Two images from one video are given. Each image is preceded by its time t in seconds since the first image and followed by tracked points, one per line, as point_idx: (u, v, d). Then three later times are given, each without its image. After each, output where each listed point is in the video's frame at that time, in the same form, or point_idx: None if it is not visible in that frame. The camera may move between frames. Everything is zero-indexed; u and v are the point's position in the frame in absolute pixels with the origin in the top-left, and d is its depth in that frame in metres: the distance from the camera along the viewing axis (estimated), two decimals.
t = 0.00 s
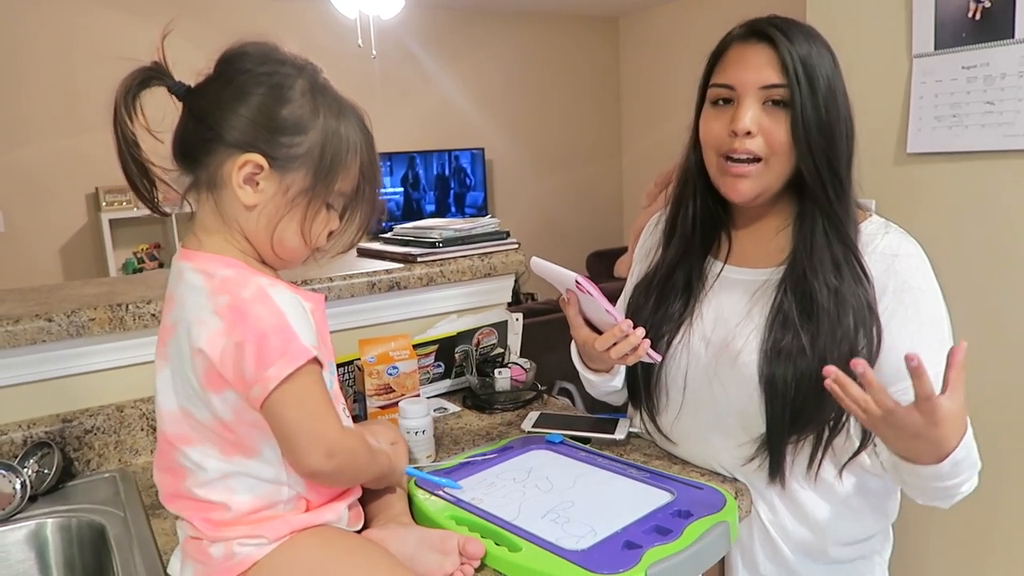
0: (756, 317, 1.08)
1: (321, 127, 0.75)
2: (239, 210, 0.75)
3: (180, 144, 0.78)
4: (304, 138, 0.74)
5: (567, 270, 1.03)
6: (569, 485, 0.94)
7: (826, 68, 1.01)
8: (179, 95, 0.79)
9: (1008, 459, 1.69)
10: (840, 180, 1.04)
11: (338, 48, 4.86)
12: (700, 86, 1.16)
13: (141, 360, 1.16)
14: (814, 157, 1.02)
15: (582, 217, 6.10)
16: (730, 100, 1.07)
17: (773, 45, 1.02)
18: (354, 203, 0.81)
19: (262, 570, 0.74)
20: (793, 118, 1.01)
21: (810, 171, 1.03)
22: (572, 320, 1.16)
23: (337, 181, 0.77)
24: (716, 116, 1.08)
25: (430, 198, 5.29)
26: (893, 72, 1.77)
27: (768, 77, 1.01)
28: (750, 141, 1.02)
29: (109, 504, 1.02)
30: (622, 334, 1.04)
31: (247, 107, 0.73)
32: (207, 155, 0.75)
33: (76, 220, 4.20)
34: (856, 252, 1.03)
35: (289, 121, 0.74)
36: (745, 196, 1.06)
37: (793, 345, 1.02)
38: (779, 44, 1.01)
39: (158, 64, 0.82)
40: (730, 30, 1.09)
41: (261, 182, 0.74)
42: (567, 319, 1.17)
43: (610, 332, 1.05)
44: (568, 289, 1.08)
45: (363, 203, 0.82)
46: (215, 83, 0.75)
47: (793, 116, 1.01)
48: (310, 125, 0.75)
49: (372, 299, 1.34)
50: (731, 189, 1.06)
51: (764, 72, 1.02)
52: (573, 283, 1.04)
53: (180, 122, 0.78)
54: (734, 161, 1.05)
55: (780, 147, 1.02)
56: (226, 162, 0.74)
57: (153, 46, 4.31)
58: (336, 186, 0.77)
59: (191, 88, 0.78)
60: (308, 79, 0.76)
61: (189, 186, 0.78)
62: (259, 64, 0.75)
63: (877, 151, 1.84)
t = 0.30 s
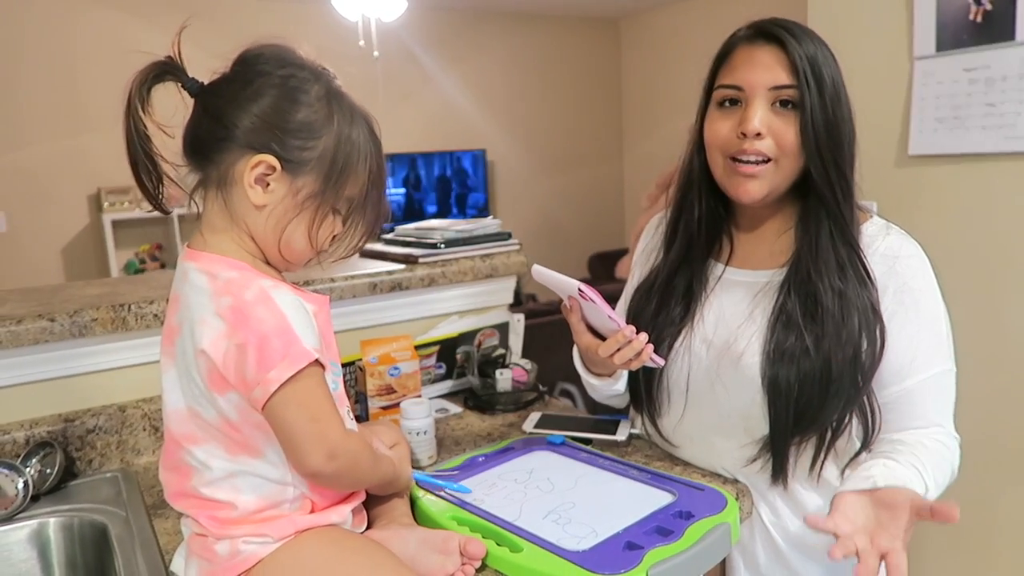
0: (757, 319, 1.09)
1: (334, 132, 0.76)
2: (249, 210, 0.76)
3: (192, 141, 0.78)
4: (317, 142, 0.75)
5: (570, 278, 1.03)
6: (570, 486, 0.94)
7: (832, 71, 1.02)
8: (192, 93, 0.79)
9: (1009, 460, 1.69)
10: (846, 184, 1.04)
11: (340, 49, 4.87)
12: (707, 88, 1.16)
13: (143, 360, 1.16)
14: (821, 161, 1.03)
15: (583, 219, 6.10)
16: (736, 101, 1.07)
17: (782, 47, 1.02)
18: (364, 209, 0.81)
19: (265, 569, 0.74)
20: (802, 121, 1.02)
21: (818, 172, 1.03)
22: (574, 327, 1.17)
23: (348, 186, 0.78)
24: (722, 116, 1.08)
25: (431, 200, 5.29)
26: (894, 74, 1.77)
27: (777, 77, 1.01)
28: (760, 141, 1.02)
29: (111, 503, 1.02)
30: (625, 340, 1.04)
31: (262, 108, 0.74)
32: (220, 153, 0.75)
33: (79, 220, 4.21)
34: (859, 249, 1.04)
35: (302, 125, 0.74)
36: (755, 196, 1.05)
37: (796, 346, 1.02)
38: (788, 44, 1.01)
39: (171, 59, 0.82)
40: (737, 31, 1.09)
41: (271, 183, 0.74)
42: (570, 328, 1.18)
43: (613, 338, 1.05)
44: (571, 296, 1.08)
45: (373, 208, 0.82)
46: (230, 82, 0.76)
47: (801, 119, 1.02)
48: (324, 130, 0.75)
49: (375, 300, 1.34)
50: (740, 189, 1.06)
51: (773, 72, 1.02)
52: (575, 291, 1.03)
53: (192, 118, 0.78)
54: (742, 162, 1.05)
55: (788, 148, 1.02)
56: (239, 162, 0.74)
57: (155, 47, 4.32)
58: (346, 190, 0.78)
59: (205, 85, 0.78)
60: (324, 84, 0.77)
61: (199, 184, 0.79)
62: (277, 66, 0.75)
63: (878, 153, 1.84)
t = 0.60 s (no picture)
0: (756, 323, 1.08)
1: (337, 132, 0.77)
2: (253, 209, 0.76)
3: (194, 140, 0.78)
4: (321, 142, 0.76)
5: (562, 284, 1.03)
6: (569, 488, 0.94)
7: (831, 74, 1.02)
8: (192, 92, 0.79)
9: (1011, 464, 1.68)
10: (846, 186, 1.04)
11: (344, 51, 4.88)
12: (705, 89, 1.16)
13: (142, 361, 1.16)
14: (821, 166, 1.03)
15: (586, 221, 6.10)
16: (733, 104, 1.07)
17: (779, 51, 1.02)
18: (367, 207, 0.82)
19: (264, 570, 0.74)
20: (798, 126, 1.01)
21: (816, 175, 1.03)
22: (568, 331, 1.17)
23: (351, 185, 0.79)
24: (719, 119, 1.08)
25: (434, 201, 5.29)
26: (896, 76, 1.77)
27: (774, 80, 1.01)
28: (754, 144, 1.02)
29: (110, 504, 1.03)
30: (619, 346, 1.05)
31: (266, 107, 0.74)
32: (223, 153, 0.75)
33: (82, 221, 4.22)
34: (859, 254, 1.04)
35: (306, 125, 0.75)
36: (750, 198, 1.05)
37: (794, 353, 1.02)
38: (786, 48, 1.01)
39: (173, 56, 0.82)
40: (734, 33, 1.09)
41: (276, 183, 0.75)
42: (564, 330, 1.17)
43: (607, 343, 1.06)
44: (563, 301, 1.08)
45: (375, 207, 0.83)
46: (233, 82, 0.76)
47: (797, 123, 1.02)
48: (327, 130, 0.76)
49: (374, 301, 1.34)
50: (734, 191, 1.06)
51: (770, 76, 1.01)
52: (568, 297, 1.04)
53: (195, 117, 0.78)
54: (735, 164, 1.05)
55: (785, 151, 1.02)
56: (244, 162, 0.74)
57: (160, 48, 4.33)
58: (350, 189, 0.79)
59: (206, 84, 0.78)
60: (327, 84, 0.77)
61: (202, 183, 0.78)
62: (279, 66, 0.75)
63: (880, 156, 1.84)
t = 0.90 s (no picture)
0: (755, 325, 1.08)
1: (336, 134, 0.77)
2: (251, 210, 0.76)
3: (194, 142, 0.78)
4: (319, 144, 0.75)
5: (561, 288, 1.04)
6: (568, 491, 0.94)
7: (828, 74, 1.01)
8: (193, 92, 0.79)
9: (1014, 466, 1.68)
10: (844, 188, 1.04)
11: (345, 53, 4.89)
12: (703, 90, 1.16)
13: (142, 363, 1.16)
14: (815, 167, 1.02)
15: (588, 222, 6.10)
16: (728, 104, 1.06)
17: (773, 52, 1.01)
18: (366, 209, 0.81)
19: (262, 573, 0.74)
20: (793, 126, 1.01)
21: (812, 176, 1.03)
22: (568, 335, 1.17)
23: (349, 187, 0.79)
24: (715, 120, 1.08)
25: (436, 203, 5.29)
26: (898, 76, 1.76)
27: (767, 81, 1.01)
28: (749, 145, 1.02)
29: (109, 506, 1.02)
30: (617, 348, 1.04)
31: (264, 109, 0.74)
32: (222, 154, 0.75)
33: (85, 223, 4.23)
34: (857, 255, 1.04)
35: (305, 127, 0.75)
36: (747, 200, 1.05)
37: (793, 354, 1.02)
38: (779, 49, 1.00)
39: (173, 57, 0.82)
40: (729, 34, 1.08)
41: (275, 185, 0.75)
42: (562, 334, 1.17)
43: (605, 347, 1.06)
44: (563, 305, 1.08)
45: (374, 209, 0.83)
46: (232, 84, 0.75)
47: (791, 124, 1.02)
48: (326, 131, 0.76)
49: (374, 303, 1.34)
50: (730, 193, 1.06)
51: (763, 78, 1.01)
52: (566, 301, 1.04)
53: (195, 118, 0.78)
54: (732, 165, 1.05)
55: (781, 150, 1.02)
56: (242, 163, 0.74)
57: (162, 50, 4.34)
58: (348, 191, 0.78)
59: (206, 85, 0.78)
60: (326, 86, 0.77)
61: (201, 184, 0.78)
62: (278, 68, 0.75)
63: (882, 156, 1.83)
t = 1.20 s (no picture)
0: (757, 325, 1.07)
1: (340, 135, 0.76)
2: (254, 209, 0.75)
3: (198, 140, 0.77)
4: (323, 145, 0.75)
5: (560, 286, 1.03)
6: (570, 492, 0.94)
7: (830, 74, 1.01)
8: (199, 90, 0.79)
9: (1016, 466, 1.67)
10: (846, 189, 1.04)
11: (346, 54, 4.89)
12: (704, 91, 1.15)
13: (142, 363, 1.16)
14: (817, 166, 1.02)
15: (589, 222, 6.09)
16: (729, 104, 1.06)
17: (773, 51, 1.01)
18: (369, 210, 0.81)
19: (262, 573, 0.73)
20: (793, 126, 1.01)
21: (811, 177, 1.02)
22: (567, 334, 1.16)
23: (353, 188, 0.78)
24: (716, 119, 1.07)
25: (437, 204, 5.28)
26: (900, 76, 1.76)
27: (767, 80, 1.01)
28: (748, 144, 1.02)
29: (108, 507, 1.02)
30: (618, 347, 1.04)
31: (269, 108, 0.74)
32: (225, 153, 0.75)
33: (86, 224, 4.23)
34: (858, 255, 1.03)
35: (310, 127, 0.74)
36: (745, 198, 1.04)
37: (796, 354, 1.01)
38: (780, 49, 1.00)
39: (179, 55, 0.82)
40: (730, 34, 1.08)
41: (278, 184, 0.74)
42: (563, 333, 1.17)
43: (605, 346, 1.05)
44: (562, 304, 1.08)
45: (377, 210, 0.82)
46: (237, 83, 0.75)
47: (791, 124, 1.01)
48: (330, 132, 0.76)
49: (375, 303, 1.33)
50: (729, 190, 1.05)
51: (762, 77, 1.01)
52: (566, 299, 1.03)
53: (199, 117, 0.78)
54: (731, 164, 1.04)
55: (780, 150, 1.01)
56: (246, 162, 0.74)
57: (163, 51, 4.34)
58: (351, 192, 0.78)
59: (211, 83, 0.78)
60: (331, 87, 0.77)
61: (204, 182, 0.78)
62: (284, 68, 0.75)
63: (884, 156, 1.83)
